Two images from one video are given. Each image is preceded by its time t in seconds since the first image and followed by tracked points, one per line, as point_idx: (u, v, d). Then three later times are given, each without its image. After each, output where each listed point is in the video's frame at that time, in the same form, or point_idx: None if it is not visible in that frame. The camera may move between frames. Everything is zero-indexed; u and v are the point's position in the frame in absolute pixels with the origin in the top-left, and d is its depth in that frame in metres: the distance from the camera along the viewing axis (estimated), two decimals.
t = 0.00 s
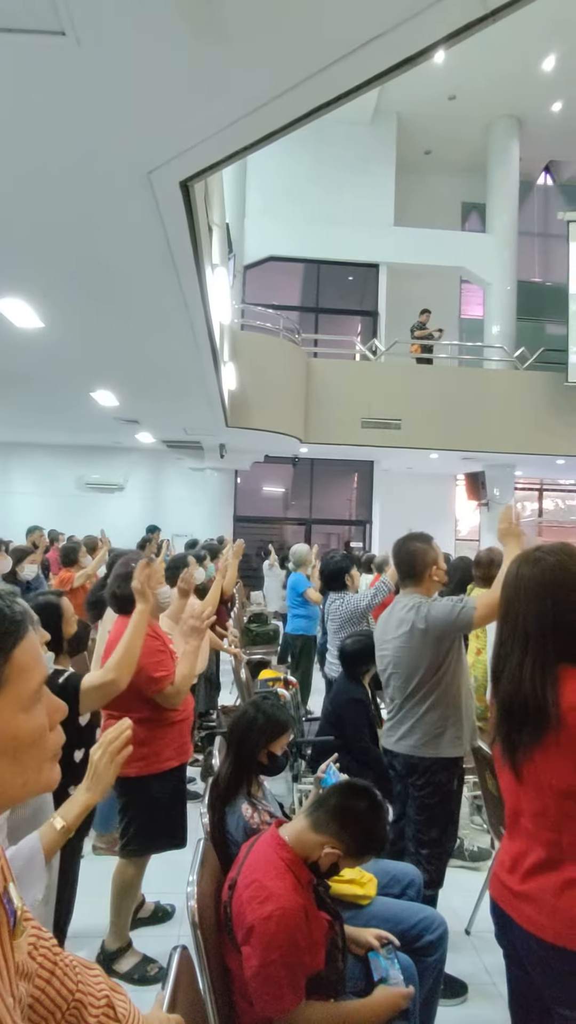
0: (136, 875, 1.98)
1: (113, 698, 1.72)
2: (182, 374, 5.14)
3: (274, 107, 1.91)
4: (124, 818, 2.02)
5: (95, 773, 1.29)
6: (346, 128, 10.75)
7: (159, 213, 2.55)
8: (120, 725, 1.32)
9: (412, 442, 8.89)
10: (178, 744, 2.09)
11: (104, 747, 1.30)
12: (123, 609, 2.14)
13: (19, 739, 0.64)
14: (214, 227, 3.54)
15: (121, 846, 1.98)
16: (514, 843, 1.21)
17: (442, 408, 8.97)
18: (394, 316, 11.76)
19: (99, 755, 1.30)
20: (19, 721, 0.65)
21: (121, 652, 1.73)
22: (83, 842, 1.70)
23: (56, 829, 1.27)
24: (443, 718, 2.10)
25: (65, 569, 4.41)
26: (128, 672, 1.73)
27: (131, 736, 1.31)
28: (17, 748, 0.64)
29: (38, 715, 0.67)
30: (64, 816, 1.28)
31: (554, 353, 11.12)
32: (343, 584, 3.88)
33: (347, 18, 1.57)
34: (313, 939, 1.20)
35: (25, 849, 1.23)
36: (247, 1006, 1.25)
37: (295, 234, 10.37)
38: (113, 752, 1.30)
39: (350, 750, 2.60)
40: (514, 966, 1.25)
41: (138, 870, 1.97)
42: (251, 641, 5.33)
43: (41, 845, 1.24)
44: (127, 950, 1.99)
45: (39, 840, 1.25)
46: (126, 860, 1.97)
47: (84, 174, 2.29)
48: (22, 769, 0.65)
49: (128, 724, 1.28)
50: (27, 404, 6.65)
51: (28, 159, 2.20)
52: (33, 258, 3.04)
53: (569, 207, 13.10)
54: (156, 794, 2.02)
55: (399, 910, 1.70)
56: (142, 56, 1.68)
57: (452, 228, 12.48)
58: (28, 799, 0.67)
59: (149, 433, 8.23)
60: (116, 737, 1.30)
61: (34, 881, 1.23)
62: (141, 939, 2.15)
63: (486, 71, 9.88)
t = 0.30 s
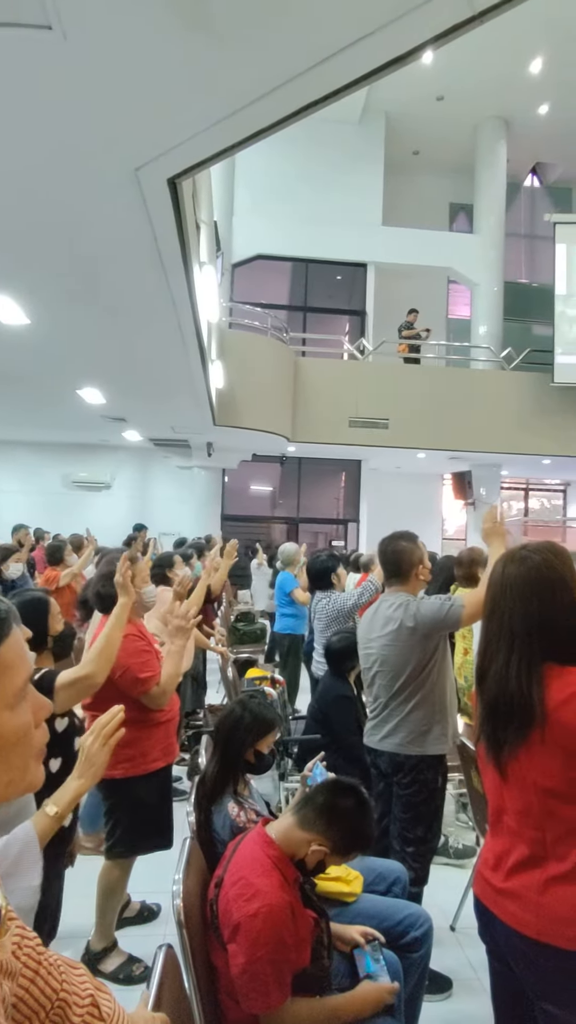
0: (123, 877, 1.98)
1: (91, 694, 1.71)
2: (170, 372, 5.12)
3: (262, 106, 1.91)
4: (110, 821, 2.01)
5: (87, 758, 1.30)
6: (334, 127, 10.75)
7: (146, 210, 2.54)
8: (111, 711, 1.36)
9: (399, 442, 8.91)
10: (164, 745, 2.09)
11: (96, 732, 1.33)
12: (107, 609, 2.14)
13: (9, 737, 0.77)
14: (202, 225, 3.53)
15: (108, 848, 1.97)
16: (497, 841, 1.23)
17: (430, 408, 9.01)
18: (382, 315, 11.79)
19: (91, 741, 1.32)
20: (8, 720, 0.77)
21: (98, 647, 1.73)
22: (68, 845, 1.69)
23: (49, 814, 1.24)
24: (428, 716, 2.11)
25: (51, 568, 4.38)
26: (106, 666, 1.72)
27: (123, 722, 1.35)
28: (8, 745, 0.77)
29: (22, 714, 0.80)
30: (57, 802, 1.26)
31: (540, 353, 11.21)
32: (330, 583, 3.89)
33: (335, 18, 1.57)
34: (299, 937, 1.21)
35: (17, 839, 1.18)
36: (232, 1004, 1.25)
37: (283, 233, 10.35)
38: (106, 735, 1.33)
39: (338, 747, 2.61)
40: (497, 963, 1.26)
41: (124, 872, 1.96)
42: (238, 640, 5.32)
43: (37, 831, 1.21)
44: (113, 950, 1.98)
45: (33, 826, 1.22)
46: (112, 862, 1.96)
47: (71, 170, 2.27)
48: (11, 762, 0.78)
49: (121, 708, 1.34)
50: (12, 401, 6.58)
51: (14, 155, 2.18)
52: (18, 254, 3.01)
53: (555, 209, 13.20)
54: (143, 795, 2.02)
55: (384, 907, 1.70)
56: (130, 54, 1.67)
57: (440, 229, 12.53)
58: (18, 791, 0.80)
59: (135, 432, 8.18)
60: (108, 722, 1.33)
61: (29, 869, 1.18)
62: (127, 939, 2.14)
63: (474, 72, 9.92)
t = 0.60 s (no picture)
0: (105, 880, 1.97)
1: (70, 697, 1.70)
2: (156, 369, 5.09)
3: (250, 104, 1.91)
4: (93, 823, 2.00)
5: (73, 756, 1.29)
6: (322, 125, 10.75)
7: (132, 207, 2.53)
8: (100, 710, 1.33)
9: (386, 441, 8.94)
10: (148, 746, 2.08)
11: (84, 732, 1.31)
12: (92, 609, 2.13)
13: None
14: (189, 222, 3.51)
15: (91, 850, 1.96)
16: (481, 841, 1.24)
17: (417, 408, 9.04)
18: (369, 315, 11.81)
19: (78, 741, 1.30)
20: None
21: (84, 653, 1.72)
22: (50, 848, 1.68)
23: (34, 811, 1.26)
24: (412, 716, 2.12)
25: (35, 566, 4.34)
26: (89, 674, 1.72)
27: (113, 721, 1.32)
28: None
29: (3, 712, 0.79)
30: (42, 800, 1.27)
31: (525, 355, 11.31)
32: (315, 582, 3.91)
33: (323, 17, 1.58)
34: (283, 934, 1.21)
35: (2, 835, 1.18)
36: (215, 1002, 1.25)
37: (271, 231, 10.33)
38: (94, 736, 1.31)
39: (323, 745, 2.61)
40: (481, 961, 1.27)
41: (107, 875, 1.95)
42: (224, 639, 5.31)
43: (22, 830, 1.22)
44: (95, 951, 1.98)
45: (18, 825, 1.23)
46: (95, 865, 1.95)
47: (56, 165, 2.26)
48: None
49: (109, 709, 1.31)
50: None
51: None
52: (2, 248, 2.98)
53: (540, 212, 13.31)
54: (126, 796, 2.01)
55: (367, 904, 1.71)
56: (117, 49, 1.67)
57: (427, 230, 12.60)
58: None
59: (121, 429, 8.14)
60: (96, 723, 1.31)
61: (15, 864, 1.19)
62: (110, 939, 2.13)
63: (461, 74, 9.97)
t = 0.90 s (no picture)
0: (87, 883, 1.96)
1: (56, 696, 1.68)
2: (141, 368, 5.07)
3: (236, 102, 1.90)
4: (75, 826, 1.99)
5: (51, 758, 1.28)
6: (308, 125, 10.75)
7: (117, 204, 2.51)
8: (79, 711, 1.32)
9: (370, 440, 8.97)
10: (130, 748, 2.07)
11: (62, 733, 1.30)
12: (75, 609, 2.12)
13: None
14: (173, 220, 3.49)
15: (72, 853, 1.95)
16: (463, 840, 1.25)
17: (401, 408, 9.08)
18: (354, 315, 11.84)
19: (56, 741, 1.29)
20: None
21: (70, 652, 1.71)
22: (31, 849, 1.66)
23: (10, 816, 1.24)
24: (394, 716, 2.14)
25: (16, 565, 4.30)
26: (76, 673, 1.71)
27: (91, 721, 1.31)
28: None
29: None
30: (18, 804, 1.24)
31: (509, 357, 11.41)
32: (298, 581, 3.92)
33: (310, 15, 1.57)
34: (265, 931, 1.21)
35: None
36: (197, 1000, 1.25)
37: (256, 229, 10.31)
38: (72, 736, 1.29)
39: (306, 744, 2.61)
40: (464, 963, 1.28)
41: (88, 878, 1.94)
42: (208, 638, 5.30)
43: None
44: (76, 952, 1.96)
45: None
46: (76, 869, 1.94)
47: (39, 160, 2.23)
48: None
49: (87, 710, 1.30)
50: None
51: None
52: None
53: (523, 215, 13.44)
54: (108, 799, 2.00)
55: (350, 902, 1.72)
56: (102, 43, 1.65)
57: (412, 231, 12.67)
58: None
59: (105, 428, 8.08)
60: (75, 724, 1.29)
61: None
62: (91, 940, 2.12)
63: (447, 75, 10.01)
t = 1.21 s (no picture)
0: (58, 886, 1.94)
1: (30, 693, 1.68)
2: (115, 365, 5.02)
3: (210, 100, 1.89)
4: (46, 828, 1.96)
5: (10, 772, 1.26)
6: (283, 123, 10.74)
7: (90, 200, 2.49)
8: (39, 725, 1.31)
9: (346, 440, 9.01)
10: (103, 749, 2.05)
11: (22, 746, 1.28)
12: (44, 607, 2.09)
13: None
14: (147, 217, 3.46)
15: (43, 856, 1.93)
16: (435, 838, 1.26)
17: (377, 408, 9.13)
18: (330, 315, 11.88)
19: (16, 755, 1.28)
20: None
21: (41, 649, 1.69)
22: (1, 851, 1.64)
23: None
24: (366, 716, 2.15)
25: None
26: (49, 670, 1.70)
27: (52, 734, 1.30)
28: None
29: None
30: None
31: (482, 358, 11.55)
32: (272, 580, 3.92)
33: (285, 13, 1.57)
34: (238, 929, 1.21)
35: None
36: (169, 1001, 1.24)
37: (232, 228, 10.26)
38: (32, 750, 1.28)
39: (280, 742, 2.62)
40: (434, 960, 1.30)
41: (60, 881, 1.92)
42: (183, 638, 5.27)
43: None
44: (46, 957, 1.94)
45: None
46: (47, 872, 1.92)
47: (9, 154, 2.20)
48: None
49: (48, 721, 1.29)
50: None
51: None
52: None
53: (497, 218, 13.61)
54: (81, 800, 1.98)
55: (323, 899, 1.73)
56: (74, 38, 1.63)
57: (388, 232, 12.76)
58: None
59: (79, 426, 7.99)
60: (36, 736, 1.28)
61: None
62: (63, 944, 2.10)
63: (422, 78, 10.08)
